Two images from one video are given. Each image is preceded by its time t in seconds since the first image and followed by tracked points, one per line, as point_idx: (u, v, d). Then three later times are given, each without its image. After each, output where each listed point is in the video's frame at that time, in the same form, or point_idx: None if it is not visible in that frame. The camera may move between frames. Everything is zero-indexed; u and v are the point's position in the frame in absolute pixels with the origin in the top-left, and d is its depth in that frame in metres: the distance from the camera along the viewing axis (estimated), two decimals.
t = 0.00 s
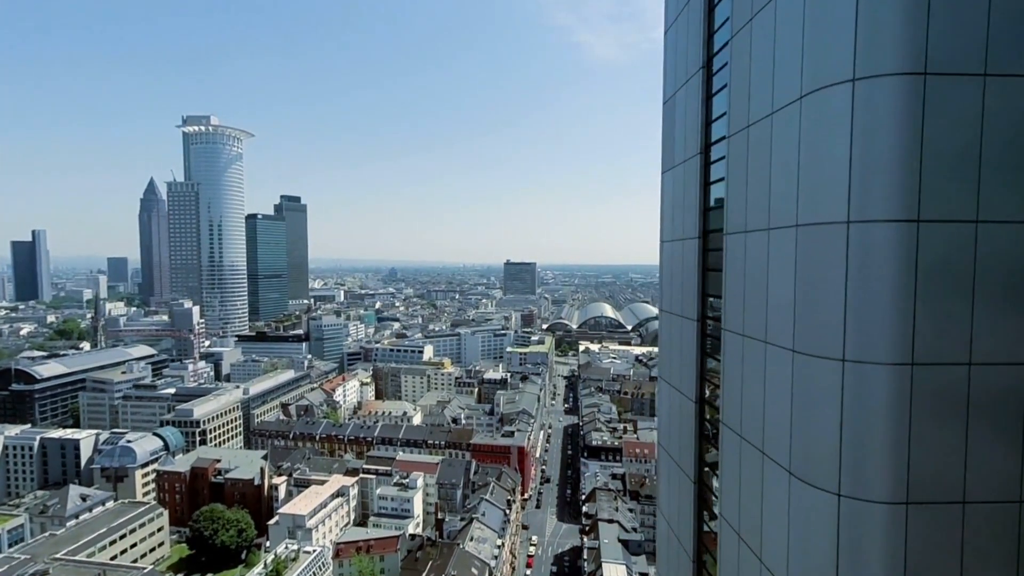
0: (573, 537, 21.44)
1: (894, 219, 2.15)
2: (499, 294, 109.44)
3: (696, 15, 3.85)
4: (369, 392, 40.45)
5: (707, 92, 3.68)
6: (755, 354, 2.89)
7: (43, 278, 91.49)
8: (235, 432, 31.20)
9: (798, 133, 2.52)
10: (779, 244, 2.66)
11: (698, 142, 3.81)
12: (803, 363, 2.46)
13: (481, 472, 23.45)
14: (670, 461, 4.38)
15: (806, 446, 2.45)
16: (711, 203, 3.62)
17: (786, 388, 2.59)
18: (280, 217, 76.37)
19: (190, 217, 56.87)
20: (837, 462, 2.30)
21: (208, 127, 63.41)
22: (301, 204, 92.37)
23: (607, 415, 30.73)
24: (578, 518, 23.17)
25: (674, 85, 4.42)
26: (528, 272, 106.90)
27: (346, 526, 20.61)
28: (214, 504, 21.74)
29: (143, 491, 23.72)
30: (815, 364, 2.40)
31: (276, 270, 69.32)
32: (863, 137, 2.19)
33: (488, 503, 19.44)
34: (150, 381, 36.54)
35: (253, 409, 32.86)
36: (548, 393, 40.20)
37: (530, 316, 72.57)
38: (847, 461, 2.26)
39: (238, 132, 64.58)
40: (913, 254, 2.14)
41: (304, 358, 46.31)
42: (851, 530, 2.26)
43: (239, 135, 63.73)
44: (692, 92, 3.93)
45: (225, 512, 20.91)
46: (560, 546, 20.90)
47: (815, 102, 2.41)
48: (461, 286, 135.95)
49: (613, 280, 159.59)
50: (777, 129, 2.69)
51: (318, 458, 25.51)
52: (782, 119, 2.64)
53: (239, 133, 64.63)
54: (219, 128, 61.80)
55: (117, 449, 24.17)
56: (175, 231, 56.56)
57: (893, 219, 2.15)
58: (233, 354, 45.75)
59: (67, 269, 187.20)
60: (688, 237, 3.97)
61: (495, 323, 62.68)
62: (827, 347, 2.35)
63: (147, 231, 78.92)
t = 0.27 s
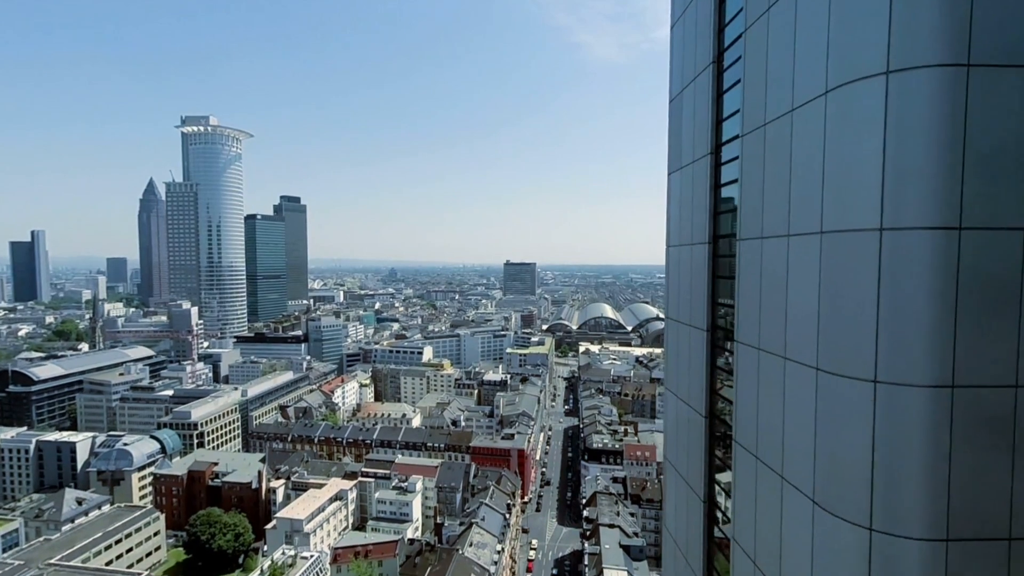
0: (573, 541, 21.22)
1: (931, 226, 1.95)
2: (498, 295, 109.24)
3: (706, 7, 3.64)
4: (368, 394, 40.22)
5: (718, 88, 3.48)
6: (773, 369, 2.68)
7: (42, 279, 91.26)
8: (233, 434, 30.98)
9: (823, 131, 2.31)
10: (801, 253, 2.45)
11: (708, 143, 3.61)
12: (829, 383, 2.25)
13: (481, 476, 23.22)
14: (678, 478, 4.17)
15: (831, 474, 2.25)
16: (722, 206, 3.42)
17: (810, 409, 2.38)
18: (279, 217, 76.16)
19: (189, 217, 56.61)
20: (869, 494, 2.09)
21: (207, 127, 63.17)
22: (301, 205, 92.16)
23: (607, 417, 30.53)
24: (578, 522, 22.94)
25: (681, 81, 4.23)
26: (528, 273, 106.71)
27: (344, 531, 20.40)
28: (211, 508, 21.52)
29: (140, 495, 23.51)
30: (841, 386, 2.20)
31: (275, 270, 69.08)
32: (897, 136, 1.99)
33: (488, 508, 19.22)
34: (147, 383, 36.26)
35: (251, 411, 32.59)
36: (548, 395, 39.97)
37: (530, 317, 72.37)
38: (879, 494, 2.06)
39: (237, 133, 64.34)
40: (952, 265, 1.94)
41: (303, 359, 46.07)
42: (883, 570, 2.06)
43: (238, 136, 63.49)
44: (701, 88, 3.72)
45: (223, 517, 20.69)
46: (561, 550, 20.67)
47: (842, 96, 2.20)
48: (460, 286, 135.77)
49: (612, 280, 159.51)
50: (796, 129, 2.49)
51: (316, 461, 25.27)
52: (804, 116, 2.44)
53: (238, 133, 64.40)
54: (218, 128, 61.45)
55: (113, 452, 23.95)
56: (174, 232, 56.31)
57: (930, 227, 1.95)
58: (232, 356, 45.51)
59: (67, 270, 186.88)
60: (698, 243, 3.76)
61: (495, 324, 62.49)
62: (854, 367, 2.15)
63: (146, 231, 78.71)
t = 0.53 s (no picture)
0: (573, 545, 21.00)
1: (978, 234, 1.75)
2: (498, 295, 109.10)
3: None
4: (367, 395, 40.00)
5: (729, 85, 3.29)
6: (794, 387, 2.49)
7: (41, 280, 91.03)
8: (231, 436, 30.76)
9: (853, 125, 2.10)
10: (827, 263, 2.25)
11: (719, 142, 3.40)
12: (860, 407, 2.05)
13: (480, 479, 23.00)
14: (687, 496, 3.97)
15: (861, 506, 2.04)
16: (735, 211, 3.24)
17: (838, 433, 2.17)
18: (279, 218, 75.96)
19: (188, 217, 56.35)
20: (903, 530, 1.89)
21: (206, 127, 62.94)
22: (300, 205, 91.98)
23: (607, 419, 30.30)
24: (579, 525, 22.72)
25: (689, 79, 4.04)
26: (527, 273, 106.57)
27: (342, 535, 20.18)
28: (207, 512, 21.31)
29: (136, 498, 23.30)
30: (873, 412, 2.00)
31: (274, 271, 68.86)
32: (934, 133, 1.79)
33: (487, 512, 19.00)
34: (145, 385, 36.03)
35: (249, 413, 32.36)
36: (548, 396, 39.76)
37: (530, 317, 72.18)
38: (919, 530, 1.85)
39: (236, 133, 64.12)
40: (1003, 278, 1.73)
41: (302, 361, 45.84)
42: None
43: (237, 136, 63.26)
44: (711, 86, 3.54)
45: (219, 520, 20.48)
46: (561, 554, 20.45)
47: (872, 90, 2.00)
48: (460, 287, 135.65)
49: (612, 281, 159.41)
50: (823, 126, 2.27)
51: (314, 464, 25.03)
52: (828, 114, 2.25)
53: (237, 133, 64.16)
54: (217, 129, 61.16)
55: (110, 455, 23.74)
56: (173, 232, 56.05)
57: (978, 236, 1.75)
58: (230, 357, 45.28)
59: (67, 271, 186.67)
60: (708, 249, 3.56)
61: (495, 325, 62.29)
62: (887, 389, 1.95)
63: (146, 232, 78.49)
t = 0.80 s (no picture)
0: (574, 549, 20.78)
1: None
2: (498, 296, 108.88)
3: None
4: (366, 397, 39.76)
5: (744, 80, 3.12)
6: (821, 407, 2.33)
7: (40, 280, 90.66)
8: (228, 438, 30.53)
9: (890, 123, 1.94)
10: (859, 277, 2.08)
11: (732, 142, 3.23)
12: (897, 434, 1.89)
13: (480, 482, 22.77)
14: (695, 514, 3.79)
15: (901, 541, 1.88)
16: (749, 216, 3.07)
17: (872, 459, 2.01)
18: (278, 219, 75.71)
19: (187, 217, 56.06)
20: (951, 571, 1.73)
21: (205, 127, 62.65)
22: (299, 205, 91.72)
23: (608, 422, 30.08)
24: (579, 529, 22.50)
25: (699, 74, 3.86)
26: (527, 274, 106.36)
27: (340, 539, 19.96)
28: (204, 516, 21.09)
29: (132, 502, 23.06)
30: (915, 440, 1.83)
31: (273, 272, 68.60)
32: (985, 134, 1.64)
33: (487, 517, 18.77)
34: (143, 387, 35.77)
35: (247, 415, 32.13)
36: (548, 398, 39.53)
37: (530, 318, 71.95)
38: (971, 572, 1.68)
39: (235, 133, 63.82)
40: None
41: (301, 362, 45.59)
42: None
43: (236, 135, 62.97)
44: (723, 82, 3.36)
45: (216, 524, 20.29)
46: (562, 558, 20.24)
47: (914, 82, 1.84)
48: (460, 287, 135.43)
49: (612, 281, 159.26)
50: (855, 126, 2.10)
51: (312, 467, 24.81)
52: (861, 113, 2.08)
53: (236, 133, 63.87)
54: (215, 129, 60.79)
55: (105, 458, 23.49)
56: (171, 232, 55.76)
57: None
58: (229, 358, 45.01)
59: (66, 271, 186.18)
60: (719, 255, 3.38)
61: (495, 326, 62.04)
62: (929, 415, 1.80)
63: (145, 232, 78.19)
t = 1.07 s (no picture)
0: (574, 552, 20.63)
1: None
2: (498, 296, 108.79)
3: None
4: (365, 398, 39.60)
5: (756, 75, 2.98)
6: (843, 427, 2.21)
7: (39, 280, 90.57)
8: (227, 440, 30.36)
9: (927, 121, 1.80)
10: (891, 287, 1.95)
11: (743, 142, 3.09)
12: (934, 460, 1.77)
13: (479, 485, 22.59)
14: (702, 532, 3.65)
15: None
16: (762, 221, 2.93)
17: (907, 487, 1.87)
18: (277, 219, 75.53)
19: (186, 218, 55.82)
20: None
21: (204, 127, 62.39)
22: (299, 206, 91.49)
23: (608, 423, 29.93)
24: (580, 532, 22.34)
25: (706, 71, 3.71)
26: (527, 274, 106.24)
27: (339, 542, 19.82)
28: (202, 519, 20.93)
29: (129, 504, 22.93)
30: (959, 471, 1.69)
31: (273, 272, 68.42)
32: None
33: (486, 520, 18.58)
34: (141, 388, 35.57)
35: (246, 417, 31.96)
36: (548, 399, 39.39)
37: (530, 319, 71.82)
38: None
39: (234, 133, 63.60)
40: None
41: (300, 363, 45.42)
42: None
43: (235, 135, 62.69)
44: (733, 78, 3.22)
45: (213, 528, 20.13)
46: (562, 561, 20.08)
47: (954, 75, 1.70)
48: (460, 287, 135.36)
49: (612, 281, 159.08)
50: (885, 128, 1.97)
51: (311, 469, 24.65)
52: (892, 113, 1.94)
53: (235, 133, 63.64)
54: (214, 129, 60.55)
55: (102, 460, 23.32)
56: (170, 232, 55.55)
57: None
58: (228, 359, 44.84)
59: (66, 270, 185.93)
60: (728, 261, 3.24)
61: (495, 326, 61.88)
62: (969, 441, 1.67)
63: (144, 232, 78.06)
